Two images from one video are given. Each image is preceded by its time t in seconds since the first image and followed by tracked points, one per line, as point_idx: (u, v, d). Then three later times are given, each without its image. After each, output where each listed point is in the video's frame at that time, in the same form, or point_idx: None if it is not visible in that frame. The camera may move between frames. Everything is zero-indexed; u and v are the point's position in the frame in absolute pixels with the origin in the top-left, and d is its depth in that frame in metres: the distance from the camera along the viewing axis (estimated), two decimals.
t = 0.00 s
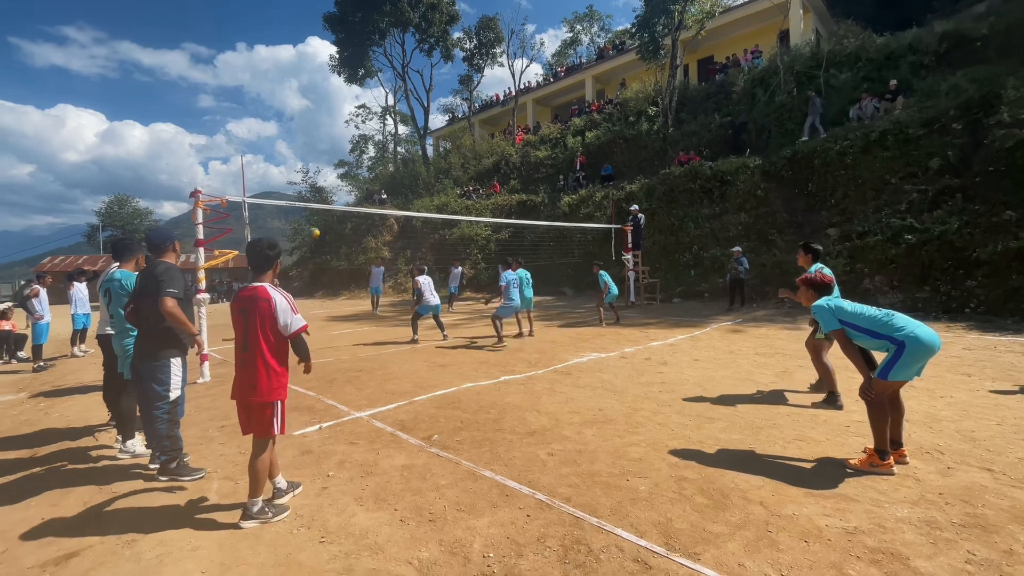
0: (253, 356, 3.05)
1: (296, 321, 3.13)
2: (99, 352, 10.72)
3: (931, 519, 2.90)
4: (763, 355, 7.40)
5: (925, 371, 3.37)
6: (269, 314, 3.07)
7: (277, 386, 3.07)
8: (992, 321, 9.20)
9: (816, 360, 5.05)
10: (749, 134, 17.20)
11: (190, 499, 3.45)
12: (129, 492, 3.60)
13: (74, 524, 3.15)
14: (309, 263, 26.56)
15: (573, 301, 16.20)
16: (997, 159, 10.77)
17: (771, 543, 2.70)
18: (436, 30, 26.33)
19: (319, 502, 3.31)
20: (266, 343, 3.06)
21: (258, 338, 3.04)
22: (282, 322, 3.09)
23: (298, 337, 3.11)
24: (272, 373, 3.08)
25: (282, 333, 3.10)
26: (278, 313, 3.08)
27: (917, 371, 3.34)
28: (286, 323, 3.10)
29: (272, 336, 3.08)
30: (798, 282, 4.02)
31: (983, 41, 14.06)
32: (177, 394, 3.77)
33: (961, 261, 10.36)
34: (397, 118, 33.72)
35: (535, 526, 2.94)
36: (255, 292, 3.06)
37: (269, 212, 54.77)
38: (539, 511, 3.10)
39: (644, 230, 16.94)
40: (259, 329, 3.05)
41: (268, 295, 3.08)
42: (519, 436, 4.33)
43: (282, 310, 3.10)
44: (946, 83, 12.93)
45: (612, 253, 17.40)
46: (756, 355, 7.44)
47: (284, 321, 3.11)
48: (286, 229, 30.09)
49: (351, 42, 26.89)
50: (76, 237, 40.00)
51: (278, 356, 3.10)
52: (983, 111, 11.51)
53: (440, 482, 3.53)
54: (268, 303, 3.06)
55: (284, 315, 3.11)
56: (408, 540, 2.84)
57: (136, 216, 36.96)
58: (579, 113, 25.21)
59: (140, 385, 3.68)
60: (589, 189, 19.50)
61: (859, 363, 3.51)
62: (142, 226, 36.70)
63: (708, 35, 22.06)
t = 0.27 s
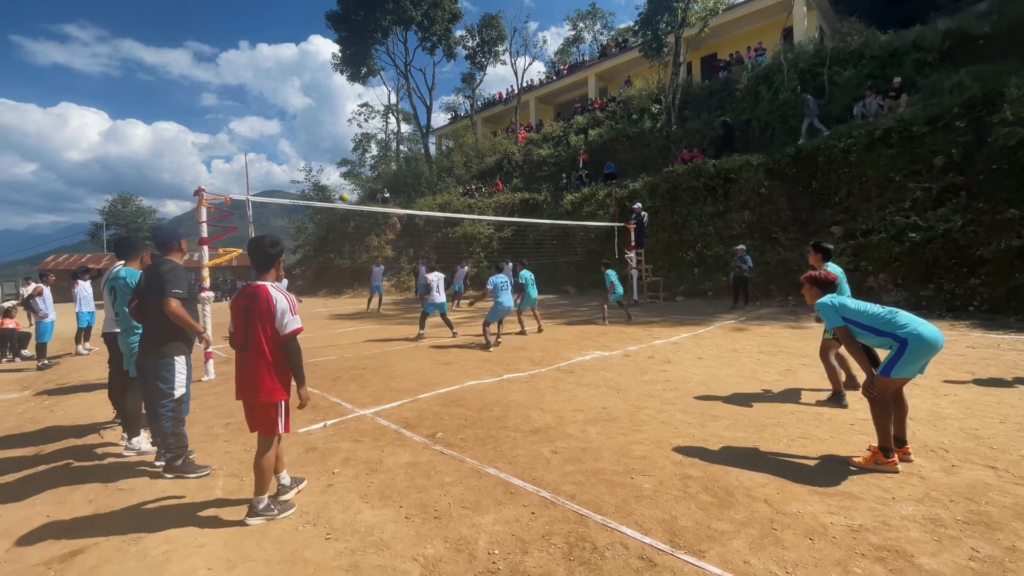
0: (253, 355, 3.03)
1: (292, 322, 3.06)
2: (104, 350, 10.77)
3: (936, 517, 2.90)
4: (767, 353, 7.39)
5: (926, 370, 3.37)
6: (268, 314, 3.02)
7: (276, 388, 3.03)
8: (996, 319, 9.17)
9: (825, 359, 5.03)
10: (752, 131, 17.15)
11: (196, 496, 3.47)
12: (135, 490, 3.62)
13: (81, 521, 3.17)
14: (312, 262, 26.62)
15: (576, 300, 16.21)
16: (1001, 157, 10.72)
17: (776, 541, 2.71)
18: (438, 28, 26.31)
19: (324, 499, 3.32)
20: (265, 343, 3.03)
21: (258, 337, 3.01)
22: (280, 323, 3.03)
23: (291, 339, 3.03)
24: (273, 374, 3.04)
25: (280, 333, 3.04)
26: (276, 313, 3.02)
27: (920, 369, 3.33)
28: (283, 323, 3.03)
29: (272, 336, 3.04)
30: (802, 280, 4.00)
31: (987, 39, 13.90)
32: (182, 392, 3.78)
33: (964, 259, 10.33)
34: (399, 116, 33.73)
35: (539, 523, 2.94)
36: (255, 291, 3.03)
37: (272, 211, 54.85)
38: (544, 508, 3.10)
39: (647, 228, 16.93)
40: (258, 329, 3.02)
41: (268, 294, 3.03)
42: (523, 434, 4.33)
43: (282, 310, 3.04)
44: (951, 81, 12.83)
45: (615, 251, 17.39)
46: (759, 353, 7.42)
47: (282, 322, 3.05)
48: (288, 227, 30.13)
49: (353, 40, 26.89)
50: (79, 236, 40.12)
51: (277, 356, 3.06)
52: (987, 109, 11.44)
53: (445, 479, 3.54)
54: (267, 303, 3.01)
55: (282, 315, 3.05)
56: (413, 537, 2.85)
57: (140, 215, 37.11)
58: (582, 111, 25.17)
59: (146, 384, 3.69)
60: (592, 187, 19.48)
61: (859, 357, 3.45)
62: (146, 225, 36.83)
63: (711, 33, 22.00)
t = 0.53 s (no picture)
0: (253, 353, 3.02)
1: (287, 319, 2.98)
2: (107, 348, 10.78)
3: (940, 515, 2.89)
4: (769, 352, 7.37)
5: (935, 367, 3.35)
6: (265, 313, 2.99)
7: (277, 386, 3.00)
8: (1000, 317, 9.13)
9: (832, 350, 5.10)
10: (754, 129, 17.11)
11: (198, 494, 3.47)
12: (138, 487, 3.62)
13: (84, 519, 3.17)
14: (313, 260, 26.63)
15: (577, 298, 16.19)
16: (1004, 155, 10.67)
17: (779, 539, 2.70)
18: (439, 26, 26.26)
19: (326, 496, 3.32)
20: (264, 341, 3.00)
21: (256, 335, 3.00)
22: (275, 321, 2.98)
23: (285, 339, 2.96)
24: (272, 373, 3.01)
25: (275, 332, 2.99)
26: (272, 311, 2.98)
27: (927, 367, 3.32)
28: (276, 322, 2.97)
29: (269, 335, 3.01)
30: (806, 279, 3.96)
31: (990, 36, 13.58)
32: (183, 390, 3.78)
33: (967, 257, 10.30)
34: (401, 114, 33.69)
35: (542, 521, 2.94)
36: (253, 290, 3.01)
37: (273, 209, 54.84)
38: (546, 507, 3.10)
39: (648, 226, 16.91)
40: (257, 326, 3.00)
41: (266, 293, 3.01)
42: (525, 432, 4.33)
43: (278, 307, 2.99)
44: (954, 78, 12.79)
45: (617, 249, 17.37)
46: (762, 351, 7.41)
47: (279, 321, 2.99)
48: (290, 225, 30.16)
49: (354, 38, 26.86)
50: (82, 234, 40.25)
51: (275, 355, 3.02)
52: (991, 107, 11.36)
53: (447, 477, 3.53)
54: (264, 301, 2.99)
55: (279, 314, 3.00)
56: (416, 535, 2.84)
57: (141, 213, 37.15)
58: (583, 109, 25.12)
59: (148, 383, 3.69)
60: (594, 185, 19.44)
61: (866, 355, 3.46)
62: (147, 223, 36.89)
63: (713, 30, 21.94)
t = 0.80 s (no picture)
0: (252, 353, 3.00)
1: (288, 321, 2.99)
2: (107, 346, 10.77)
3: (943, 516, 2.88)
4: (770, 351, 7.36)
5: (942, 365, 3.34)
6: (264, 313, 2.97)
7: (278, 386, 3.01)
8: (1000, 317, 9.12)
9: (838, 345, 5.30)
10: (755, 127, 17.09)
11: (198, 493, 3.46)
12: (138, 486, 3.62)
13: (84, 518, 3.16)
14: (314, 258, 26.61)
15: (577, 297, 16.18)
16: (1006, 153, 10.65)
17: (782, 539, 2.69)
18: (440, 24, 26.18)
19: (327, 496, 3.31)
20: (264, 341, 3.00)
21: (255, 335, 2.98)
22: (277, 322, 2.98)
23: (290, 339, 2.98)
24: (274, 373, 3.01)
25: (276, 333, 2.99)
26: (273, 312, 2.97)
27: (934, 366, 3.31)
28: (280, 323, 2.98)
29: (269, 335, 3.00)
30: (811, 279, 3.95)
31: (992, 34, 13.65)
32: (182, 389, 3.76)
33: (969, 255, 10.29)
34: (401, 112, 33.62)
35: (543, 521, 2.93)
36: (251, 290, 2.98)
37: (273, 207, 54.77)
38: (547, 506, 3.09)
39: (648, 225, 16.89)
40: (256, 326, 2.99)
41: (264, 293, 2.99)
42: (526, 431, 4.32)
43: (278, 308, 2.98)
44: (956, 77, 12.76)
45: (617, 248, 17.35)
46: (763, 350, 7.41)
47: (281, 321, 3.00)
48: (290, 223, 30.12)
49: (354, 35, 26.79)
50: (81, 232, 40.23)
51: (277, 356, 3.03)
52: (993, 105, 11.33)
53: (447, 476, 3.53)
54: (263, 302, 2.96)
55: (281, 315, 3.00)
56: (417, 535, 2.83)
57: (141, 211, 37.11)
58: (584, 107, 25.08)
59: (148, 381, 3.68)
60: (594, 183, 19.41)
61: (871, 355, 3.45)
62: (147, 221, 36.85)
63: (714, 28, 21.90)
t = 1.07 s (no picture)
0: (247, 351, 2.99)
1: (289, 319, 3.02)
2: (105, 345, 10.73)
3: (942, 515, 2.88)
4: (769, 350, 7.36)
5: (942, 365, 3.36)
6: (263, 311, 2.98)
7: (274, 384, 3.01)
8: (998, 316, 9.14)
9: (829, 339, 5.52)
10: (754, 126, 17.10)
11: (198, 491, 3.46)
12: (137, 484, 3.61)
13: (83, 516, 3.15)
14: (312, 257, 26.58)
15: (576, 295, 16.18)
16: (1006, 153, 10.67)
17: (782, 539, 2.69)
18: (439, 22, 26.12)
19: (326, 494, 3.31)
20: (261, 339, 3.00)
21: (252, 333, 2.97)
22: (277, 320, 3.00)
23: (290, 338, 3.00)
24: (269, 370, 3.02)
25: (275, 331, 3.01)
26: (272, 310, 2.99)
27: (934, 366, 3.32)
28: (280, 321, 3.01)
29: (267, 332, 3.01)
30: (812, 276, 3.93)
31: (993, 33, 13.75)
32: (181, 387, 3.75)
33: (968, 255, 10.32)
34: (399, 110, 33.57)
35: (543, 520, 2.93)
36: (249, 288, 2.99)
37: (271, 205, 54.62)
38: (547, 505, 3.08)
39: (648, 224, 16.88)
40: (252, 324, 2.98)
41: (263, 291, 3.00)
42: (525, 431, 4.31)
43: (276, 306, 3.00)
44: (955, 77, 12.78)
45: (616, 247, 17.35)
46: (761, 349, 7.42)
47: (280, 319, 3.02)
48: (288, 222, 30.06)
49: (353, 33, 26.74)
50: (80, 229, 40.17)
51: (274, 354, 3.03)
52: (993, 104, 11.34)
53: (447, 475, 3.52)
54: (262, 299, 2.98)
55: (280, 312, 3.02)
56: (417, 533, 2.83)
57: (139, 208, 37.04)
58: (583, 106, 25.06)
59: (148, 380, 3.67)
60: (593, 182, 19.40)
61: (873, 354, 3.44)
62: (145, 219, 36.77)
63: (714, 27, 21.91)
